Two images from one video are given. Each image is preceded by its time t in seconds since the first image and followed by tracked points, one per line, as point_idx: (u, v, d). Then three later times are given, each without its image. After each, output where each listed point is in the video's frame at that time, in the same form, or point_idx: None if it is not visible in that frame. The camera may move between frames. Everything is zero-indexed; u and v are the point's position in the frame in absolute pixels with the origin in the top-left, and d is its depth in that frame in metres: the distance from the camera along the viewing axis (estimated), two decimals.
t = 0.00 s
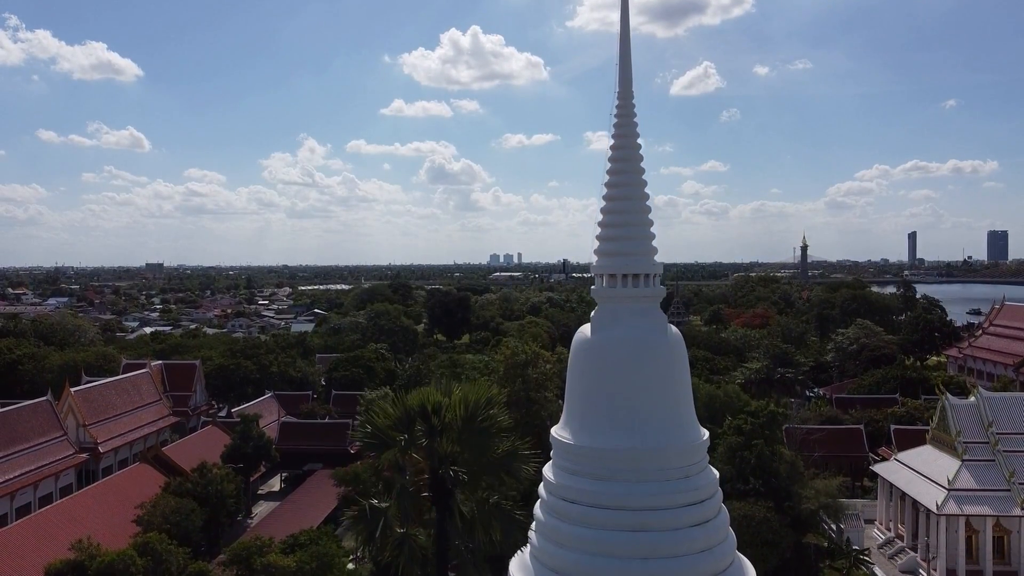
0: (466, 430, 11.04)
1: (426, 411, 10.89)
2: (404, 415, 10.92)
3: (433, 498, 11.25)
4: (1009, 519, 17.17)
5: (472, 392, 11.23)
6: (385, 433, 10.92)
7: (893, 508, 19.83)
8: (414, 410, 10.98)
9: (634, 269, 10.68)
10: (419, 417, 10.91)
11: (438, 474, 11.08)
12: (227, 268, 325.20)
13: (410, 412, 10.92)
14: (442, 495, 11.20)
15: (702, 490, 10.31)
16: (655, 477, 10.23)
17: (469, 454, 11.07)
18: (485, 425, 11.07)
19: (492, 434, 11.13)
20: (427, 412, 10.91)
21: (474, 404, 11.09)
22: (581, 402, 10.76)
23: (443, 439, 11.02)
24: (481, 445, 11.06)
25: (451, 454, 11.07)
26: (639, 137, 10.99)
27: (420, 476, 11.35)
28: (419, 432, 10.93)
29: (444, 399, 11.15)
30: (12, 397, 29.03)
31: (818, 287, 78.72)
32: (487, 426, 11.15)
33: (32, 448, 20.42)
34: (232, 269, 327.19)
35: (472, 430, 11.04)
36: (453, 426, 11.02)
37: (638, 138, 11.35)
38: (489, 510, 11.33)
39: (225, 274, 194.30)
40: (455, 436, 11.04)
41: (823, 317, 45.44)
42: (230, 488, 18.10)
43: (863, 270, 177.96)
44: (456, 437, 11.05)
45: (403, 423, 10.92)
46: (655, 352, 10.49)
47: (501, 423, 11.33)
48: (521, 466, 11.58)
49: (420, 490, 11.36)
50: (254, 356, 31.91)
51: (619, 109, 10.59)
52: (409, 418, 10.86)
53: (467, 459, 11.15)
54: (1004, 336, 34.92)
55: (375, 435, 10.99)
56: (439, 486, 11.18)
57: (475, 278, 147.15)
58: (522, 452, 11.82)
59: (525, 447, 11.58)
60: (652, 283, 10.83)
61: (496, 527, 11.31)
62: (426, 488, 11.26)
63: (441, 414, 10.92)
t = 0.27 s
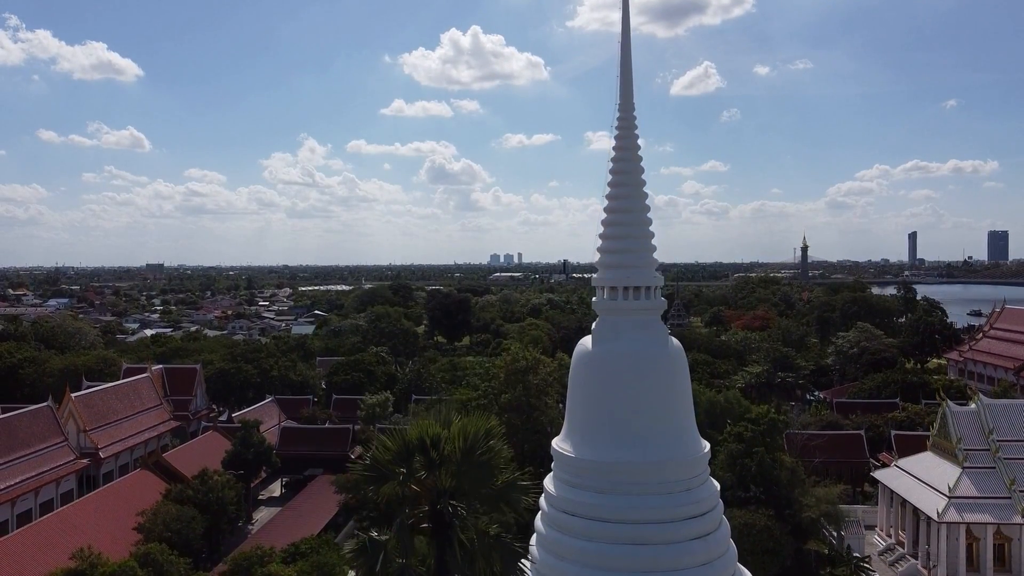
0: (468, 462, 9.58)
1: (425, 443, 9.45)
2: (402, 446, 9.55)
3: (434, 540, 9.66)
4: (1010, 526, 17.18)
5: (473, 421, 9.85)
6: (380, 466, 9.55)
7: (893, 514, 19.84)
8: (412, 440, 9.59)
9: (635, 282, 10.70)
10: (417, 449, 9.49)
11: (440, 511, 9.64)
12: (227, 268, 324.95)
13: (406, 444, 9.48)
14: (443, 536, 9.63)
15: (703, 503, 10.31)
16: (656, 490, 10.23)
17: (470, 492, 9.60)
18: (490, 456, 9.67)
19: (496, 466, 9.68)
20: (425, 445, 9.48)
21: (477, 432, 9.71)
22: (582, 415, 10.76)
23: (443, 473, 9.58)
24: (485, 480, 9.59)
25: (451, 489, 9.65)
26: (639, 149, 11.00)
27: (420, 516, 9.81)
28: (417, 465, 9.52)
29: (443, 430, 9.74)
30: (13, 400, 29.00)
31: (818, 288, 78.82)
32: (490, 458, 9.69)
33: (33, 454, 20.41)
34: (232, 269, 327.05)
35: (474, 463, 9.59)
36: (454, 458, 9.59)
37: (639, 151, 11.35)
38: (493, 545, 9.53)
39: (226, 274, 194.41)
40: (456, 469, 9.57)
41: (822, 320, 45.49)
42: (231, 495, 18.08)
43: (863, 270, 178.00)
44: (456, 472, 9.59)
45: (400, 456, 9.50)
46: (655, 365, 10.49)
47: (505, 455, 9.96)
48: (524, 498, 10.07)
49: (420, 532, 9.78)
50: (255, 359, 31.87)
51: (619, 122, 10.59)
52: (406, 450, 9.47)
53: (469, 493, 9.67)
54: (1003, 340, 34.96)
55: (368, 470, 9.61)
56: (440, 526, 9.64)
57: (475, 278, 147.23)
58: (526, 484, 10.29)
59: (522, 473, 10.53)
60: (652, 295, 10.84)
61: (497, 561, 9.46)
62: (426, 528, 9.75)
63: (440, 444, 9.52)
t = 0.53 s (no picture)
0: (468, 490, 9.67)
1: (424, 471, 9.62)
2: (402, 473, 9.71)
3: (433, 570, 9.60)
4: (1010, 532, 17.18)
5: (472, 450, 9.99)
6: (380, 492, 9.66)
7: (894, 519, 19.85)
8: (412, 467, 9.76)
9: (636, 292, 10.71)
10: (417, 477, 9.64)
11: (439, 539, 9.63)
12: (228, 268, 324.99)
13: (406, 472, 9.66)
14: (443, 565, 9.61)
15: (704, 514, 10.32)
16: (657, 501, 10.23)
17: (469, 520, 9.63)
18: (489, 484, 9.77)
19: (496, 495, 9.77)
20: (424, 472, 9.64)
21: (476, 460, 9.87)
22: (583, 425, 10.76)
23: (442, 500, 9.66)
24: (482, 508, 9.63)
25: (450, 518, 9.68)
26: (640, 159, 11.02)
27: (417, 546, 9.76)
28: (417, 492, 9.64)
29: (443, 458, 9.93)
30: (14, 403, 29.03)
31: (818, 289, 78.77)
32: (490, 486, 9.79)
33: (35, 459, 20.43)
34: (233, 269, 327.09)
35: (472, 492, 9.66)
36: (454, 485, 9.70)
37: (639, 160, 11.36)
38: (491, 571, 9.50)
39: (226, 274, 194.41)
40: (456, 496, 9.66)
41: (823, 322, 45.47)
42: (232, 501, 18.10)
43: (864, 271, 177.90)
44: (456, 500, 9.64)
45: (400, 483, 9.65)
46: (657, 375, 10.50)
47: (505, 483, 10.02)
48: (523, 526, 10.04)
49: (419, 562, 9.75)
50: (256, 363, 31.88)
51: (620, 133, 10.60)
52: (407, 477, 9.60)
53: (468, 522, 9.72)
54: (1004, 343, 34.93)
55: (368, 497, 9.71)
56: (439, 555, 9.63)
57: (475, 279, 147.22)
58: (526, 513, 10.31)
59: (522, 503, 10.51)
60: (653, 305, 10.85)
61: None
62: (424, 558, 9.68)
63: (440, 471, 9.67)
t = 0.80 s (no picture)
0: (464, 516, 11.34)
1: (424, 499, 11.38)
2: (405, 502, 11.44)
3: None
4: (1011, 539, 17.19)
5: (469, 479, 11.70)
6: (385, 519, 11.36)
7: (894, 525, 19.87)
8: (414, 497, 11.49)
9: (637, 303, 10.72)
10: (417, 505, 11.38)
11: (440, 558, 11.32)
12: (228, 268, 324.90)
13: (408, 501, 11.41)
14: None
15: (704, 525, 10.33)
16: (658, 512, 10.22)
17: (466, 546, 11.20)
18: (482, 511, 11.38)
19: (490, 519, 11.38)
20: (425, 500, 11.39)
21: (472, 488, 11.55)
22: (584, 437, 10.75)
23: (442, 527, 11.34)
24: (477, 533, 11.23)
25: (450, 544, 11.31)
26: (641, 170, 11.02)
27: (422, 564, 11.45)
28: (418, 517, 11.37)
29: (443, 486, 11.62)
30: (15, 407, 29.01)
31: (819, 291, 78.66)
32: (487, 512, 11.44)
33: (35, 465, 20.44)
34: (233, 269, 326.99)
35: (470, 519, 11.32)
36: (451, 511, 11.38)
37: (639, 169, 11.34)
38: None
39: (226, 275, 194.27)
40: (454, 522, 11.31)
41: (824, 324, 45.40)
42: (232, 507, 18.11)
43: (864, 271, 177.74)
44: (454, 527, 11.30)
45: (403, 511, 11.37)
46: (658, 387, 10.49)
47: (499, 509, 11.60)
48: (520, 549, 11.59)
49: None
50: (256, 366, 31.87)
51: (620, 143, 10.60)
52: (408, 505, 11.34)
53: (466, 546, 11.28)
54: (1005, 346, 34.88)
55: (375, 523, 11.41)
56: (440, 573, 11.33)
57: (475, 280, 147.06)
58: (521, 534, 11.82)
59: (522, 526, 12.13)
60: (654, 316, 10.85)
61: None
62: None
63: (439, 500, 11.39)
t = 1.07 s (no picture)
0: (465, 549, 10.24)
1: (423, 533, 10.15)
2: (401, 534, 10.25)
3: None
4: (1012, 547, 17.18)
5: (468, 511, 10.53)
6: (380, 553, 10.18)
7: (894, 531, 19.86)
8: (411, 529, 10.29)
9: (638, 316, 10.74)
10: (416, 538, 10.18)
11: None
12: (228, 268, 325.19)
13: (406, 535, 10.20)
14: None
15: (705, 538, 10.33)
16: (659, 525, 10.22)
17: None
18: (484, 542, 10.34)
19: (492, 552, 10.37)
20: (423, 534, 10.18)
21: (474, 520, 10.43)
22: (585, 450, 10.76)
23: (441, 563, 10.13)
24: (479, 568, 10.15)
25: None
26: (641, 182, 11.03)
27: None
28: (417, 553, 10.17)
29: (441, 518, 10.42)
30: (15, 411, 29.04)
31: (820, 292, 78.72)
32: (487, 545, 10.41)
33: (36, 471, 20.44)
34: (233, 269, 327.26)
35: (471, 553, 10.25)
36: (452, 543, 10.26)
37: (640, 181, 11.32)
38: None
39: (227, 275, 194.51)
40: (455, 557, 10.18)
41: (824, 327, 45.40)
42: (233, 514, 18.10)
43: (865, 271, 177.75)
44: (454, 561, 10.15)
45: (401, 545, 10.19)
46: (659, 400, 10.50)
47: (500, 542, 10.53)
48: None
49: None
50: (256, 370, 31.88)
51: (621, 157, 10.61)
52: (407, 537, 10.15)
53: None
54: (1005, 350, 34.88)
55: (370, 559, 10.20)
56: None
57: (476, 280, 147.18)
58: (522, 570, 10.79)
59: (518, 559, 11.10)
60: (655, 329, 10.86)
61: None
62: None
63: (439, 531, 10.22)
